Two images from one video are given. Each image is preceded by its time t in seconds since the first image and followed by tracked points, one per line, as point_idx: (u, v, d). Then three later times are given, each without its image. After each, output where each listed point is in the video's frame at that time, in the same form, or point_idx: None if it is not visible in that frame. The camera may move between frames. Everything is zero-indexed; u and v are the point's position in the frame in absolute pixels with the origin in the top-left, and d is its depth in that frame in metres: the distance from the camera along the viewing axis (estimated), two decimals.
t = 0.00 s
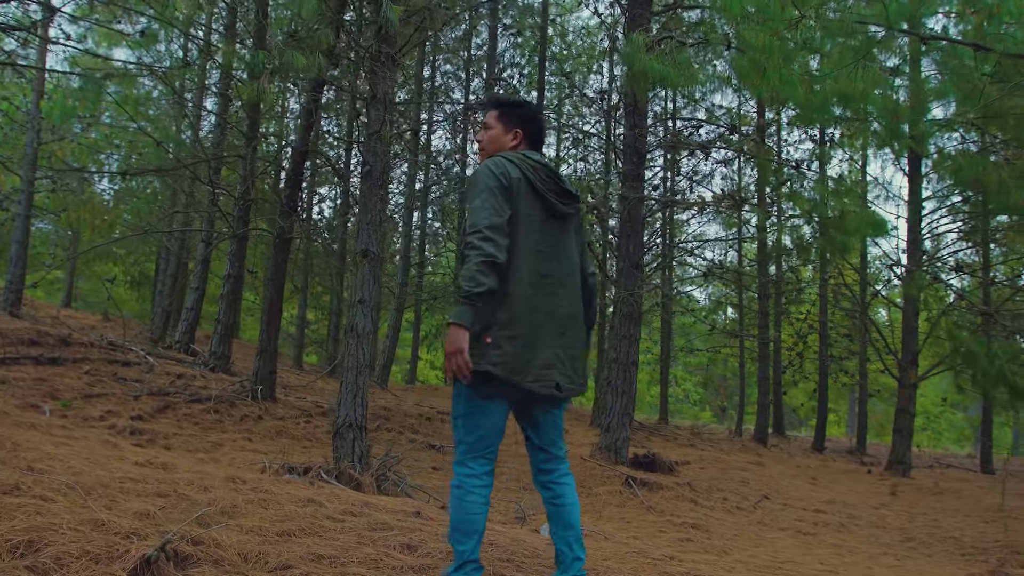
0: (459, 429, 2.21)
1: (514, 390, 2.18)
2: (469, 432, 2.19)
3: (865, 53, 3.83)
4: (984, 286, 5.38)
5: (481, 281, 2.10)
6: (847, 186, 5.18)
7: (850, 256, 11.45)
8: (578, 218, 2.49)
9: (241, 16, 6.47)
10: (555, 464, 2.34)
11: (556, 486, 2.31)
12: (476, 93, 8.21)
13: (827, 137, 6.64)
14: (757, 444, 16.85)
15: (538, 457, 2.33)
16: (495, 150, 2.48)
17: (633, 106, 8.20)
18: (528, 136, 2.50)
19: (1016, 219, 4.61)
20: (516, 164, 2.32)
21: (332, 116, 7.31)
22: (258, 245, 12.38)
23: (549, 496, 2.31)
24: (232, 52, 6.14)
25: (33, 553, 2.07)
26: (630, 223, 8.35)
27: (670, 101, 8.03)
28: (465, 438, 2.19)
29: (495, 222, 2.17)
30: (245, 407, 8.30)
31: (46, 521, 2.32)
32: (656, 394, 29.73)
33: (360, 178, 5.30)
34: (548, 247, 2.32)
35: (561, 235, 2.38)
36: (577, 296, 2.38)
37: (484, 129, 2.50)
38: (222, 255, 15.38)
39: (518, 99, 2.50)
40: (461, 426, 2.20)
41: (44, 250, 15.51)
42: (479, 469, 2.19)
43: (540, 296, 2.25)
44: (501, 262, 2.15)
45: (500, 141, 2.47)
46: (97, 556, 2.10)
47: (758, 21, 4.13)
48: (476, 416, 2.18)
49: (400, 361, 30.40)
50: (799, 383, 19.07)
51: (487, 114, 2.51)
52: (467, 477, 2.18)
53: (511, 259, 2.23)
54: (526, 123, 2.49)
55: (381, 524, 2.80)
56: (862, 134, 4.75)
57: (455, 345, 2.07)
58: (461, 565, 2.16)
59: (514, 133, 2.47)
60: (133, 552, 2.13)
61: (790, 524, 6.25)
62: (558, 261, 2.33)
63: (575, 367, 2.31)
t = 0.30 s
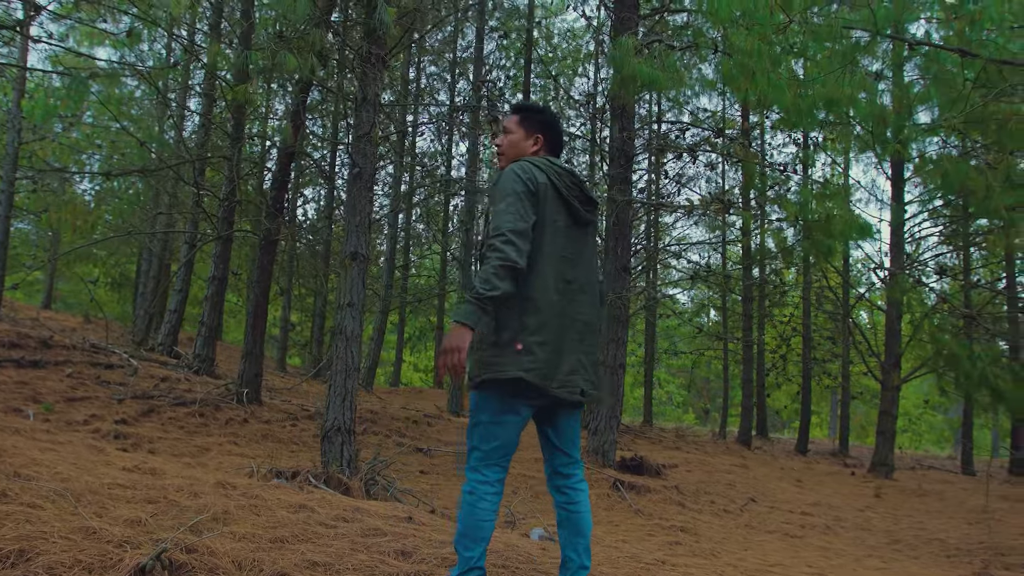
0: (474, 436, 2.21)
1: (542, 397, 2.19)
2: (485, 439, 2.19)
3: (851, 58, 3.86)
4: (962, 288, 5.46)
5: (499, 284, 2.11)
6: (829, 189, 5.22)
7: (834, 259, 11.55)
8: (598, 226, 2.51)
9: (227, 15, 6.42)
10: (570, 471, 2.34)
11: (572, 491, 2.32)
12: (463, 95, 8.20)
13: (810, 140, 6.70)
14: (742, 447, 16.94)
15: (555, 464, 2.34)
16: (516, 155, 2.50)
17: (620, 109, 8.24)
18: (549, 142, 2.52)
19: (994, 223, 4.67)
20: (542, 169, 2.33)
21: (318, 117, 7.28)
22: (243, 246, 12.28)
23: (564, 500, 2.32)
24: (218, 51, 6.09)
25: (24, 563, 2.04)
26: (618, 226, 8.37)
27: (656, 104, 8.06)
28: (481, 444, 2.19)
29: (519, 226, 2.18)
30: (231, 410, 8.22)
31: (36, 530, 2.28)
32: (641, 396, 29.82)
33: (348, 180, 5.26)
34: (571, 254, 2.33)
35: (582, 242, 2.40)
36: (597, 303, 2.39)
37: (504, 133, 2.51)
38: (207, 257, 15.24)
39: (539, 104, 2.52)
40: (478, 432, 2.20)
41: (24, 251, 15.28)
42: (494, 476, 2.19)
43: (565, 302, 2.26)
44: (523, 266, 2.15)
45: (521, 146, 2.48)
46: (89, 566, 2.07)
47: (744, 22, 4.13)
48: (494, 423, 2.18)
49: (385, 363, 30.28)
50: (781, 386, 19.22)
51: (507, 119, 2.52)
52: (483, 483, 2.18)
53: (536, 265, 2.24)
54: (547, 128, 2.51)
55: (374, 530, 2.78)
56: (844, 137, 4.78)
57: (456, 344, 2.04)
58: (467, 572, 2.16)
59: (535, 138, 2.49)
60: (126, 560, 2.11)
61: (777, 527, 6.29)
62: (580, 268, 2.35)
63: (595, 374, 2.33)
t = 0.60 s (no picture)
0: (488, 442, 2.18)
1: (566, 403, 2.20)
2: (499, 445, 2.16)
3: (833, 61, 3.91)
4: (943, 292, 5.52)
5: (517, 289, 2.11)
6: (812, 193, 5.26)
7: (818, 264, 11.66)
8: (615, 232, 2.53)
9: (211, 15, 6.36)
10: (582, 479, 2.32)
11: (583, 499, 2.31)
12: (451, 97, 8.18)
13: (795, 144, 6.75)
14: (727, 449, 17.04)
15: (568, 471, 2.32)
16: (533, 160, 2.49)
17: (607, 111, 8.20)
18: (565, 148, 2.52)
19: (975, 227, 4.73)
20: (562, 174, 2.33)
21: (304, 119, 7.24)
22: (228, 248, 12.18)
23: (575, 507, 2.30)
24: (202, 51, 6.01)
25: (15, 573, 2.00)
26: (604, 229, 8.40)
27: (642, 107, 8.10)
28: (496, 450, 2.16)
29: (539, 230, 2.17)
30: (216, 414, 8.14)
31: (25, 538, 2.24)
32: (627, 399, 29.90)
33: (338, 182, 5.22)
34: (591, 260, 2.35)
35: (600, 248, 2.41)
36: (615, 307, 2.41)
37: (521, 137, 2.50)
38: (190, 258, 15.08)
39: (556, 110, 2.52)
40: (493, 438, 2.17)
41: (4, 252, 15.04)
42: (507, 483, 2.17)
43: (585, 307, 2.27)
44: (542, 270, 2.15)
45: (538, 151, 2.48)
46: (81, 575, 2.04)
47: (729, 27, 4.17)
48: (510, 429, 2.16)
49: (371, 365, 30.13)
50: (765, 389, 19.34)
51: (524, 123, 2.52)
52: (495, 490, 2.14)
53: (559, 270, 2.24)
54: (564, 134, 2.51)
55: (367, 536, 2.76)
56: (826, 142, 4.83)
57: (467, 343, 2.06)
58: None
59: (552, 144, 2.49)
60: (119, 569, 2.08)
61: (765, 530, 6.32)
62: (600, 273, 2.36)
63: (614, 380, 2.35)
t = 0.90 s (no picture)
0: (500, 446, 2.15)
1: (581, 403, 2.20)
2: (511, 449, 2.14)
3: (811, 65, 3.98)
4: (921, 294, 5.60)
5: (544, 289, 2.09)
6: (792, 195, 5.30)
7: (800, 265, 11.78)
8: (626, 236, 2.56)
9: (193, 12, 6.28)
10: (589, 485, 2.32)
11: (589, 505, 2.30)
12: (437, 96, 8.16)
13: (776, 146, 6.83)
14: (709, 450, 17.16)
15: (575, 476, 2.31)
16: (549, 163, 2.47)
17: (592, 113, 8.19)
18: (580, 153, 2.51)
19: (952, 230, 4.80)
20: (580, 176, 2.34)
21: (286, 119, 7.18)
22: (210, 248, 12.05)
23: (581, 514, 2.30)
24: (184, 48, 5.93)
25: None
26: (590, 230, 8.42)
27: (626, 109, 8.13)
28: (509, 455, 2.14)
29: (561, 230, 2.16)
30: (199, 415, 8.05)
31: (12, 547, 2.19)
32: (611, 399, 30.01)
33: (324, 181, 5.17)
34: (607, 262, 2.36)
35: (615, 251, 2.43)
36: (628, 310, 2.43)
37: (536, 141, 2.50)
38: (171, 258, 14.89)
39: (572, 115, 2.51)
40: (507, 442, 2.15)
41: None
42: (517, 487, 2.16)
43: (603, 308, 2.27)
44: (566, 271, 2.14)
45: (553, 155, 2.46)
46: None
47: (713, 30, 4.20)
48: (525, 433, 2.13)
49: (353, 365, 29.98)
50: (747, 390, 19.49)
51: (540, 127, 2.51)
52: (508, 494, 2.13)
53: (578, 271, 2.24)
54: (580, 139, 2.50)
55: (359, 540, 2.73)
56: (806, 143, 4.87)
57: (505, 353, 2.04)
58: None
59: (567, 148, 2.47)
60: None
61: (751, 530, 6.35)
62: (616, 275, 2.37)
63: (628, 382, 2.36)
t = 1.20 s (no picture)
0: (505, 445, 2.14)
1: (591, 404, 2.21)
2: (516, 449, 2.13)
3: (797, 67, 4.01)
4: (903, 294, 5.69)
5: (562, 286, 2.11)
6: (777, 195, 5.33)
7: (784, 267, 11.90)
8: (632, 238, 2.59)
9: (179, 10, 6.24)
10: (590, 489, 2.31)
11: (590, 509, 2.30)
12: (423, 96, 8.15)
13: (761, 148, 6.91)
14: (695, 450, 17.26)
15: (577, 479, 2.31)
16: (554, 165, 2.47)
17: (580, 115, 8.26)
18: (585, 155, 2.51)
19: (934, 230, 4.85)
20: (592, 177, 2.36)
21: (272, 117, 7.13)
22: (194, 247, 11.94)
23: (581, 517, 2.29)
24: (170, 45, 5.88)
25: None
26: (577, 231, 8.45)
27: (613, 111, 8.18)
28: (515, 455, 2.13)
29: (577, 229, 2.18)
30: (184, 416, 7.97)
31: (3, 554, 2.16)
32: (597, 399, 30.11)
33: (313, 180, 5.14)
34: (618, 263, 2.38)
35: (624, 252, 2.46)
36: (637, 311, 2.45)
37: (541, 142, 2.48)
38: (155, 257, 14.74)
39: (576, 117, 2.52)
40: (514, 441, 2.13)
41: None
42: (520, 487, 2.15)
43: (616, 308, 2.30)
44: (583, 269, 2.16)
45: (559, 156, 2.46)
46: None
47: (703, 31, 4.21)
48: (531, 434, 2.12)
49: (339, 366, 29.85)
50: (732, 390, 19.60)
51: (543, 129, 2.50)
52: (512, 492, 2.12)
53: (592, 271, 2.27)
54: (584, 141, 2.50)
55: (353, 544, 2.72)
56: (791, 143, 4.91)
57: (525, 347, 2.06)
58: None
59: (573, 150, 2.48)
60: None
61: (738, 531, 6.39)
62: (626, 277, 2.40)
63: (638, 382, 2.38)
